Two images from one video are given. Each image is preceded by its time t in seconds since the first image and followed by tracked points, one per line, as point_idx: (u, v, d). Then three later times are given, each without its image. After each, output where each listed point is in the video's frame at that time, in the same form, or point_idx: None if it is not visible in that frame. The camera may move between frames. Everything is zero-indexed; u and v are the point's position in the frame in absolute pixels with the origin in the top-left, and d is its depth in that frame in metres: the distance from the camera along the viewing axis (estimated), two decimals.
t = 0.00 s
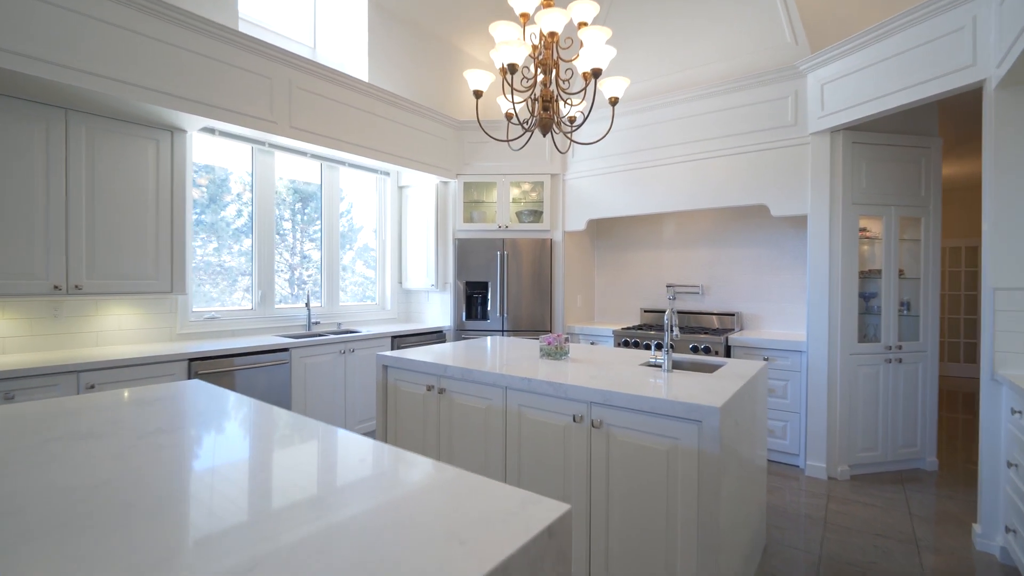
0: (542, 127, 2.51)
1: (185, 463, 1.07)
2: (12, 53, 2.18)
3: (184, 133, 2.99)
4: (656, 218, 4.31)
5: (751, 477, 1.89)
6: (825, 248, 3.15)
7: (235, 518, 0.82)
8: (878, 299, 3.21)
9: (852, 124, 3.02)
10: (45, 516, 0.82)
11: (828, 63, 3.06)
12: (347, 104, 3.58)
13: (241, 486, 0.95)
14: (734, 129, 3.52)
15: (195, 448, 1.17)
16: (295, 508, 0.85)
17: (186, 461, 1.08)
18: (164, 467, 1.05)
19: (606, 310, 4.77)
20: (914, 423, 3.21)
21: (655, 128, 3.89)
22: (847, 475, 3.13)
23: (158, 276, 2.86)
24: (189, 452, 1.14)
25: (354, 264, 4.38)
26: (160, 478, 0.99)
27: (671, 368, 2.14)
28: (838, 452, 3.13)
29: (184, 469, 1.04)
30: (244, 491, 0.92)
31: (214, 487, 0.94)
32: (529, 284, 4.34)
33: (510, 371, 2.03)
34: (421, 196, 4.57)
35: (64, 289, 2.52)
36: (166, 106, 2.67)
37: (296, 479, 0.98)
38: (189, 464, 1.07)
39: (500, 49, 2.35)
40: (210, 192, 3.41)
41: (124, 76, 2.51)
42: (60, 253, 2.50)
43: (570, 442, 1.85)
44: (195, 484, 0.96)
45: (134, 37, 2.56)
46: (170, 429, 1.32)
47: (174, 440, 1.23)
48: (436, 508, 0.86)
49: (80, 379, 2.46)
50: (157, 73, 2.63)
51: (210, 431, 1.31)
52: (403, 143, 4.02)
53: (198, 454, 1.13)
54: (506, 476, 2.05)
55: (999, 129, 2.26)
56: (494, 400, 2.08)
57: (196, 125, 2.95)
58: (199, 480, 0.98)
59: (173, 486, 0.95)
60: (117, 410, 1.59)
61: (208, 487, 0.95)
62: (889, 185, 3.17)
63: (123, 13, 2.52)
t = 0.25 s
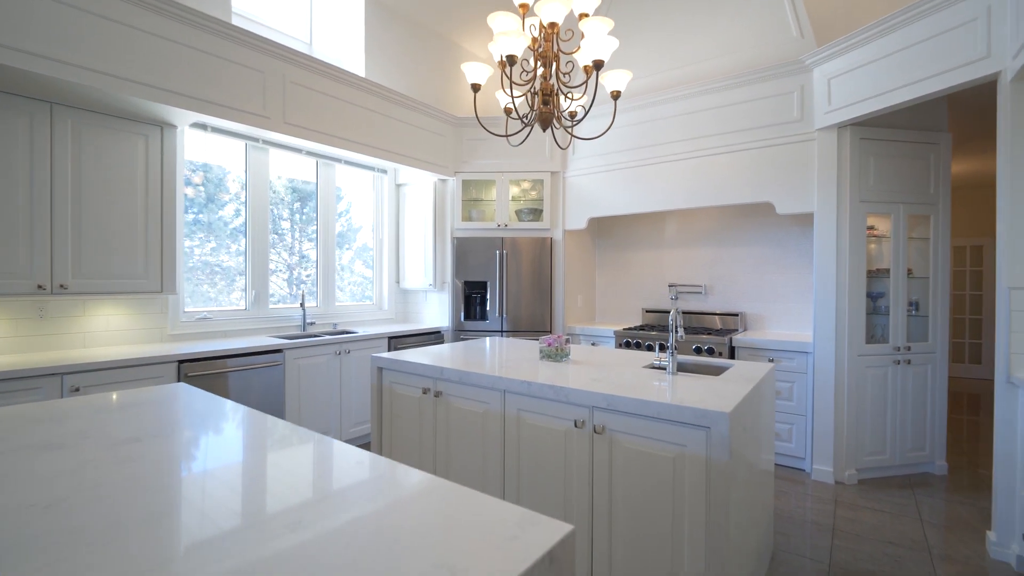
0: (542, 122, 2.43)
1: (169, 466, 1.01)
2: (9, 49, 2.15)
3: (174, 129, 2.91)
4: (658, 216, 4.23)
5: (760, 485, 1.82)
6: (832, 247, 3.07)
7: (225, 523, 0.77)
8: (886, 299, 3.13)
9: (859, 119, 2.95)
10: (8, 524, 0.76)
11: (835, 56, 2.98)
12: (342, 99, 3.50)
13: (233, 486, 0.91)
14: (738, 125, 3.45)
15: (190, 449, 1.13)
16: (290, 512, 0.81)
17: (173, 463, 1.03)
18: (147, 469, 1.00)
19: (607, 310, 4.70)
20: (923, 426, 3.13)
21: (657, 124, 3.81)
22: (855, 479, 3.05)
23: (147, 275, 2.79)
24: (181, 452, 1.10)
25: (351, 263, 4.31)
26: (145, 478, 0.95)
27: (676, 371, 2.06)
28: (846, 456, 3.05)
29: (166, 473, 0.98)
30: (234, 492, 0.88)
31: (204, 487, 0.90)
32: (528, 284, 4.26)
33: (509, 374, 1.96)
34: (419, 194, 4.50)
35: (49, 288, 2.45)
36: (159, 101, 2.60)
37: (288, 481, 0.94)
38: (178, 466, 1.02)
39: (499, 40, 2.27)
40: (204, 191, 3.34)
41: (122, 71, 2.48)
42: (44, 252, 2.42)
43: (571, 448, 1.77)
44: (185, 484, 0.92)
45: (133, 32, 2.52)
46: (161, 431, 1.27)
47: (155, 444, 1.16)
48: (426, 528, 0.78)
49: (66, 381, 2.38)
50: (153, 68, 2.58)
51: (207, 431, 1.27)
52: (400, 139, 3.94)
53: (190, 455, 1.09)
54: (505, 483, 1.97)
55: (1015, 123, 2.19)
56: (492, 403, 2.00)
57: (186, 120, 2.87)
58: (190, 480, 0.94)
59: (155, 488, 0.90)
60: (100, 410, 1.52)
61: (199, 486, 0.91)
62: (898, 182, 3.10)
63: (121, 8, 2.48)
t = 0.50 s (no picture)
0: (542, 116, 2.35)
1: (158, 469, 0.98)
2: (10, 45, 2.13)
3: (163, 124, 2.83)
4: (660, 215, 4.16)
5: (769, 493, 1.74)
6: (840, 246, 3.00)
7: (221, 527, 0.75)
8: (894, 299, 3.05)
9: (868, 114, 2.87)
10: None
11: (843, 50, 2.91)
12: (337, 94, 3.42)
13: (227, 488, 0.89)
14: (743, 121, 3.37)
15: (182, 450, 1.10)
16: (285, 517, 0.78)
17: (159, 468, 0.98)
18: (123, 478, 0.94)
19: (608, 311, 4.62)
20: (932, 429, 3.06)
21: (659, 120, 3.73)
22: (862, 484, 2.98)
23: (136, 275, 2.71)
24: (172, 453, 1.08)
25: (348, 262, 4.23)
26: (134, 481, 0.92)
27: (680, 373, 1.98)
28: (853, 460, 2.98)
29: (155, 476, 0.94)
30: (230, 493, 0.87)
31: (198, 488, 0.88)
32: (528, 283, 4.19)
33: (508, 377, 1.88)
34: (416, 192, 4.42)
35: (33, 288, 2.37)
36: (151, 96, 2.54)
37: (283, 484, 0.91)
38: (173, 466, 1.00)
39: (497, 31, 2.19)
40: (199, 189, 3.28)
41: (134, 71, 2.48)
42: (28, 250, 2.34)
43: (572, 454, 1.70)
44: (176, 486, 0.90)
45: (134, 29, 2.49)
46: (151, 434, 1.23)
47: (135, 450, 1.10)
48: (413, 551, 0.70)
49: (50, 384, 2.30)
50: (150, 64, 2.54)
51: (205, 431, 1.24)
52: (396, 136, 3.86)
53: (184, 454, 1.07)
54: (503, 491, 1.90)
55: None
56: (490, 407, 1.93)
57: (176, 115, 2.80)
58: (182, 481, 0.92)
59: (142, 491, 0.87)
60: (80, 413, 1.45)
61: (191, 487, 0.89)
62: (906, 179, 3.02)
63: (126, 5, 2.46)
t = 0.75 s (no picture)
0: (542, 110, 2.27)
1: (146, 474, 0.94)
2: (5, 40, 2.09)
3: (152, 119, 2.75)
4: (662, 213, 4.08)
5: (779, 502, 1.66)
6: (847, 244, 2.92)
7: (215, 532, 0.72)
8: (903, 299, 2.98)
9: (876, 110, 2.79)
10: None
11: (850, 44, 2.83)
12: (332, 90, 3.34)
13: (221, 491, 0.86)
14: (747, 117, 3.30)
15: (170, 453, 1.06)
16: (258, 537, 0.71)
17: (143, 474, 0.94)
18: (87, 491, 0.87)
19: (609, 311, 4.55)
20: (942, 432, 2.98)
21: (662, 117, 3.66)
22: (871, 489, 2.90)
23: (124, 275, 2.63)
24: (162, 455, 1.04)
25: (344, 262, 4.16)
26: (98, 496, 0.84)
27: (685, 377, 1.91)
28: (861, 464, 2.90)
29: (141, 482, 0.90)
30: (224, 497, 0.84)
31: (190, 492, 0.85)
32: (528, 283, 4.12)
33: (506, 381, 1.81)
34: (414, 190, 4.35)
35: (16, 288, 2.29)
36: (138, 90, 2.46)
37: (277, 487, 0.88)
38: (168, 468, 0.98)
39: (496, 21, 2.11)
40: (193, 188, 3.22)
41: (130, 66, 2.43)
42: (11, 248, 2.27)
43: (573, 462, 1.62)
44: (166, 490, 0.86)
45: (131, 24, 2.45)
46: (124, 441, 1.15)
47: (105, 459, 1.03)
48: None
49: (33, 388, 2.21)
50: (145, 59, 2.49)
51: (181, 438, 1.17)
52: (393, 133, 3.78)
53: (176, 455, 1.04)
54: (501, 500, 1.82)
55: None
56: (488, 412, 1.85)
57: (166, 110, 2.72)
58: (173, 484, 0.89)
59: (129, 498, 0.83)
60: (55, 417, 1.38)
61: (181, 491, 0.86)
62: (915, 176, 2.95)
63: None
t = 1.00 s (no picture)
0: (542, 104, 2.20)
1: (112, 486, 0.87)
2: (6, 37, 2.06)
3: (140, 114, 2.67)
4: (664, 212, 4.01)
5: (788, 512, 1.59)
6: (855, 243, 2.85)
7: (208, 536, 0.69)
8: (912, 299, 2.90)
9: (884, 105, 2.72)
10: None
11: (858, 38, 2.76)
12: (327, 86, 3.27)
13: (214, 492, 0.84)
14: (751, 113, 3.23)
15: (158, 454, 1.03)
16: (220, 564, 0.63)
17: (118, 483, 0.88)
18: (43, 506, 0.79)
19: (610, 312, 4.48)
20: (951, 436, 2.91)
21: (664, 113, 3.59)
22: (879, 494, 2.83)
23: (111, 275, 2.56)
24: (153, 455, 1.02)
25: (340, 262, 4.08)
26: (55, 511, 0.77)
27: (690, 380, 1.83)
28: (869, 469, 2.83)
29: (126, 487, 0.86)
30: (218, 497, 0.82)
31: (182, 494, 0.83)
32: (527, 283, 4.04)
33: (504, 385, 1.74)
34: (412, 188, 4.28)
35: None
36: (126, 83, 2.39)
37: (274, 491, 0.85)
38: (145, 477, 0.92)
39: (494, 12, 2.04)
40: (190, 187, 3.17)
41: (118, 60, 2.36)
42: None
43: (574, 470, 1.55)
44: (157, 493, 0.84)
45: (135, 21, 2.42)
46: (95, 447, 1.08)
47: (70, 468, 0.95)
48: None
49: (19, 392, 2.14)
50: (146, 56, 2.46)
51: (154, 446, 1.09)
52: (390, 130, 3.71)
53: (168, 454, 1.02)
54: (499, 510, 1.75)
55: None
56: (485, 417, 1.78)
57: (155, 105, 2.65)
58: (164, 487, 0.87)
59: (103, 508, 0.78)
60: (26, 421, 1.30)
61: (172, 492, 0.84)
62: (924, 173, 2.87)
63: None
